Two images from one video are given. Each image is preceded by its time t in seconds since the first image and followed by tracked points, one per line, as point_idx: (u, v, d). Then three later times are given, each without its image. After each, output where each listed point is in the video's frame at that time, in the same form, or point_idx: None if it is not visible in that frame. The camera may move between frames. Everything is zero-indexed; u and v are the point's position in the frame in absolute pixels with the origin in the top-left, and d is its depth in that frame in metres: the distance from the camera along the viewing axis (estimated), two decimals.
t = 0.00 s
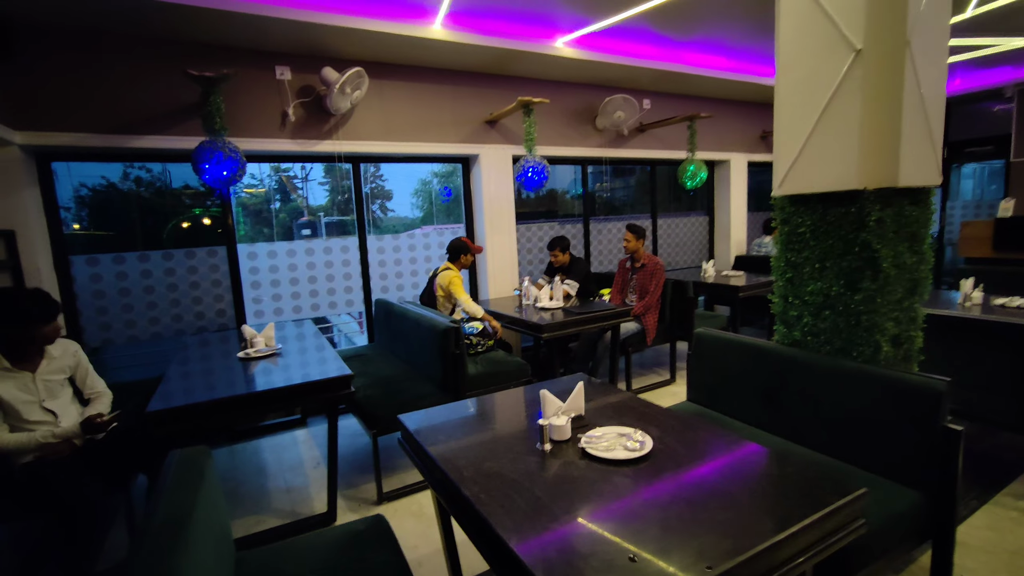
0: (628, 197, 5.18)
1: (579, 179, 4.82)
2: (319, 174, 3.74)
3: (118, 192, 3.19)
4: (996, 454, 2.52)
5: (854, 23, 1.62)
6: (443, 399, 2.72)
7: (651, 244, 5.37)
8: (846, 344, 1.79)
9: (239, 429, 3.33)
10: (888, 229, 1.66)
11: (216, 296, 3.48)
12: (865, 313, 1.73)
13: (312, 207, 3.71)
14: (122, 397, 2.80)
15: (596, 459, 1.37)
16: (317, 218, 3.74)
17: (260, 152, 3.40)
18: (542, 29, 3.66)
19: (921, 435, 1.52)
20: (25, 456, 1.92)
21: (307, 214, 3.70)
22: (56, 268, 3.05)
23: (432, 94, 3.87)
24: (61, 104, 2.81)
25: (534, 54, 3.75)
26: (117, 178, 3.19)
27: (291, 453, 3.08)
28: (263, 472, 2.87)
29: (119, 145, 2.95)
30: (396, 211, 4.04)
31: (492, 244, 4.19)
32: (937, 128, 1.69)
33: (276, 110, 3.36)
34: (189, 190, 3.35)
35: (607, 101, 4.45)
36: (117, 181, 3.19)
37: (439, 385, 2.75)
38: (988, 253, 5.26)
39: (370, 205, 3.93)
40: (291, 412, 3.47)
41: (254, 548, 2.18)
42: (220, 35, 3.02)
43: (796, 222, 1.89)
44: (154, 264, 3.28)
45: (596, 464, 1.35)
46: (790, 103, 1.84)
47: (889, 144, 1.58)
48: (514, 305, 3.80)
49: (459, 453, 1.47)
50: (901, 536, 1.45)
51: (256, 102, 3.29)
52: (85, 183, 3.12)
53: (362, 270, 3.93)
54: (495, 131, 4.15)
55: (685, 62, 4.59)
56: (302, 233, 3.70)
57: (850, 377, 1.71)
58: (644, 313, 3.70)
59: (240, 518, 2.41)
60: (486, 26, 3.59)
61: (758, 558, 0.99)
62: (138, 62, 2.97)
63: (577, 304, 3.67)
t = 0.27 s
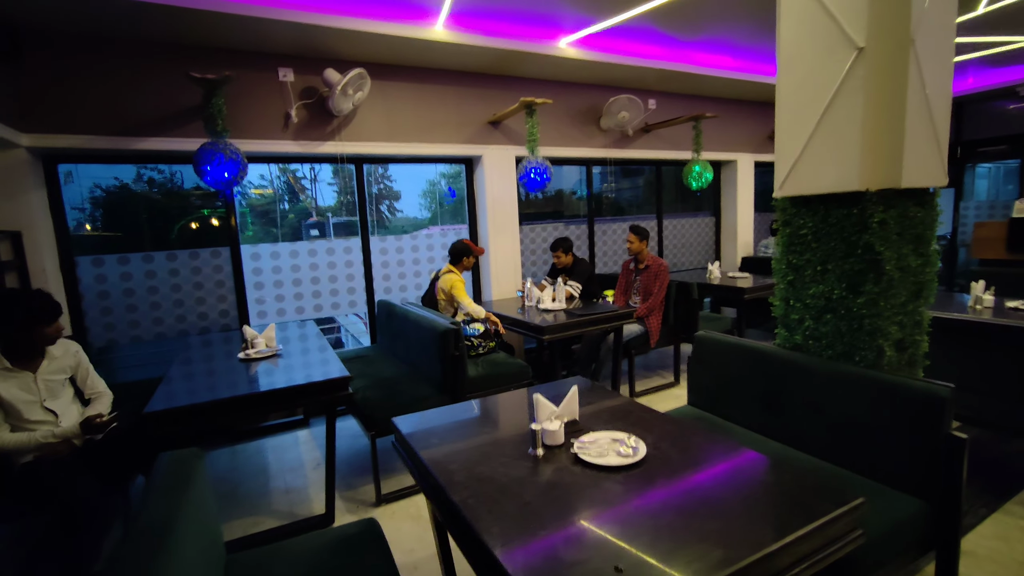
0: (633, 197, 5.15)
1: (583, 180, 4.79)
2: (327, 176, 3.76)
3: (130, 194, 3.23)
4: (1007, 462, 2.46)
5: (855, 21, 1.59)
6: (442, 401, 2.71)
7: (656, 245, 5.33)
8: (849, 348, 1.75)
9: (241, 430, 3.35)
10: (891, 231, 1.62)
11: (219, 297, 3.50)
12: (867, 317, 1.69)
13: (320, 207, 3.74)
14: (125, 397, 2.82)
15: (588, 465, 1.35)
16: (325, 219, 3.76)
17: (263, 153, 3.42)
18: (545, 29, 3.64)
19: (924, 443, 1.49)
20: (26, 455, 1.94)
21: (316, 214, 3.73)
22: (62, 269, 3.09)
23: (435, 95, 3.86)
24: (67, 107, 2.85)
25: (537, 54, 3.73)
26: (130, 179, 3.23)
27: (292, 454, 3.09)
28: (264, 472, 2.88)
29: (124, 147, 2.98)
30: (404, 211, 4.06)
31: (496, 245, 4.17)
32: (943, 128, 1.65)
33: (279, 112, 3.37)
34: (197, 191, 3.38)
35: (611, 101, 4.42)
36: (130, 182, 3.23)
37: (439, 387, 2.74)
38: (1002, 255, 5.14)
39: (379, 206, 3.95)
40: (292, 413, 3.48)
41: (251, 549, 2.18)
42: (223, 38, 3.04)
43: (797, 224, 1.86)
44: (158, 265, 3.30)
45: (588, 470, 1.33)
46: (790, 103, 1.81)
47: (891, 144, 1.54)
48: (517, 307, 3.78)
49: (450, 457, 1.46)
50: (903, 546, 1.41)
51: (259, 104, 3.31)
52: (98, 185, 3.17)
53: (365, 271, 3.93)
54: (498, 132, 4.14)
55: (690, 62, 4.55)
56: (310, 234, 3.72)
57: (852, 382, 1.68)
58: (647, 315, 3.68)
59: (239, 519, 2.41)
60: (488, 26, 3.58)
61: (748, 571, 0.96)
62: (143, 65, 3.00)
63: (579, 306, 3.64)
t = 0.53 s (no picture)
0: (640, 192, 5.09)
1: (589, 175, 4.75)
2: (337, 171, 3.78)
3: (143, 190, 3.26)
4: (1021, 462, 2.40)
5: (863, 10, 1.54)
6: (444, 397, 2.70)
7: (663, 240, 5.28)
8: (854, 346, 1.71)
9: (246, 425, 3.37)
10: (899, 226, 1.58)
11: (224, 292, 3.52)
12: (873, 314, 1.65)
13: (329, 203, 3.75)
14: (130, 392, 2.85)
15: (584, 464, 1.33)
16: (334, 215, 3.77)
17: (266, 149, 3.42)
18: (549, 22, 3.60)
19: (931, 443, 1.45)
20: (30, 449, 1.96)
21: (326, 210, 3.75)
22: (69, 264, 3.12)
23: (438, 90, 3.84)
24: (72, 104, 2.87)
25: (541, 48, 3.69)
26: (143, 175, 3.27)
27: (296, 449, 3.10)
28: (267, 467, 2.89)
29: (128, 144, 3.00)
30: (412, 207, 4.06)
31: (501, 240, 4.15)
32: (954, 119, 1.60)
33: (282, 108, 3.37)
34: (208, 186, 3.40)
35: (617, 94, 4.36)
36: (143, 178, 3.27)
37: (441, 383, 2.73)
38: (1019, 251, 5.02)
39: (387, 201, 3.96)
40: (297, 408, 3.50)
41: (252, 543, 2.19)
42: (225, 33, 3.03)
43: (802, 219, 1.82)
44: (163, 261, 3.33)
45: (583, 469, 1.31)
46: (795, 97, 1.77)
47: (898, 137, 1.50)
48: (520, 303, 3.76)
49: (445, 455, 1.45)
50: (908, 548, 1.38)
51: (262, 100, 3.31)
52: (112, 181, 3.20)
53: (369, 267, 3.92)
54: (502, 126, 4.11)
55: (698, 55, 4.48)
56: (320, 229, 3.74)
57: (857, 380, 1.64)
58: (652, 311, 3.64)
59: (241, 514, 2.42)
60: (492, 20, 3.55)
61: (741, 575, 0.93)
62: (146, 61, 3.01)
63: (584, 302, 3.61)
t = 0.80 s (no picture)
0: (651, 187, 5.05)
1: (600, 170, 4.72)
2: (348, 168, 3.78)
3: (159, 187, 3.30)
4: None
5: None
6: (454, 392, 2.70)
7: (674, 236, 5.23)
8: (870, 343, 1.68)
9: (258, 419, 3.40)
10: (917, 220, 1.54)
11: (236, 288, 3.55)
12: (890, 310, 1.62)
13: (340, 200, 3.76)
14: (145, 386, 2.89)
15: (595, 460, 1.31)
16: (345, 211, 3.78)
17: (277, 146, 3.44)
18: (559, 16, 3.57)
19: (951, 443, 1.41)
20: (48, 442, 1.99)
21: (337, 206, 3.76)
22: (86, 261, 3.16)
23: (448, 85, 3.83)
24: (87, 101, 2.90)
25: (551, 42, 3.66)
26: (158, 173, 3.31)
27: (308, 443, 3.13)
28: (279, 462, 2.92)
29: (142, 141, 3.03)
30: (423, 203, 4.05)
31: (511, 236, 4.14)
32: (976, 110, 1.55)
33: (292, 104, 3.38)
34: (222, 183, 3.43)
35: (628, 89, 4.32)
36: (158, 176, 3.31)
37: (452, 379, 2.73)
38: None
39: (398, 198, 3.96)
40: (309, 403, 3.52)
41: (265, 537, 2.21)
42: (236, 29, 3.05)
43: (816, 213, 1.79)
44: (176, 257, 3.36)
45: (593, 466, 1.30)
46: (811, 90, 1.73)
47: (917, 128, 1.46)
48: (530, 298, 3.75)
49: (454, 451, 1.44)
50: (926, 549, 1.35)
51: (272, 97, 3.32)
52: (129, 178, 3.23)
53: (380, 263, 3.93)
54: (512, 121, 4.09)
55: (711, 47, 4.42)
56: (331, 225, 3.75)
57: (874, 378, 1.61)
58: (664, 307, 3.61)
59: (254, 507, 2.45)
60: (501, 14, 3.52)
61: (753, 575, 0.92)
62: (159, 59, 3.03)
63: (594, 297, 3.59)
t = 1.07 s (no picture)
0: (667, 185, 5.01)
1: (615, 168, 4.69)
2: (361, 165, 3.79)
3: (177, 186, 3.34)
4: None
5: None
6: (471, 390, 2.70)
7: (690, 234, 5.18)
8: (900, 343, 1.65)
9: (277, 415, 3.44)
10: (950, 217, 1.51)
11: (255, 285, 3.58)
12: (921, 309, 1.59)
13: (353, 197, 3.77)
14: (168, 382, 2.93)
15: (622, 460, 1.31)
16: (358, 209, 3.79)
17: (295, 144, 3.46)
18: (576, 12, 3.55)
19: (987, 446, 1.38)
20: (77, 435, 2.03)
21: (350, 204, 3.77)
22: (109, 258, 3.22)
23: (464, 82, 3.83)
24: (111, 101, 2.95)
25: (569, 38, 3.64)
26: (175, 171, 3.34)
27: (326, 440, 3.16)
28: (299, 458, 2.95)
29: (164, 139, 3.06)
30: (435, 201, 4.05)
31: (526, 234, 4.14)
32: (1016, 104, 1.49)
33: (311, 102, 3.40)
34: (238, 182, 3.46)
35: (645, 85, 4.28)
36: (175, 175, 3.34)
37: (469, 376, 2.73)
38: None
39: (410, 195, 3.95)
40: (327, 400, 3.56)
41: (287, 532, 2.24)
42: (256, 28, 3.07)
43: (842, 211, 1.76)
44: (197, 254, 3.40)
45: (621, 465, 1.29)
46: (838, 88, 1.71)
47: (950, 125, 1.42)
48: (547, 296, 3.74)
49: (480, 449, 1.44)
50: (961, 554, 1.33)
51: (291, 95, 3.34)
52: (148, 177, 3.28)
53: (396, 261, 3.95)
54: (528, 119, 4.08)
55: (729, 43, 4.36)
56: (344, 223, 3.76)
57: (904, 379, 1.58)
58: (681, 306, 3.58)
59: (275, 503, 2.48)
60: (518, 10, 3.51)
61: None
62: (181, 58, 3.07)
63: (611, 296, 3.58)
